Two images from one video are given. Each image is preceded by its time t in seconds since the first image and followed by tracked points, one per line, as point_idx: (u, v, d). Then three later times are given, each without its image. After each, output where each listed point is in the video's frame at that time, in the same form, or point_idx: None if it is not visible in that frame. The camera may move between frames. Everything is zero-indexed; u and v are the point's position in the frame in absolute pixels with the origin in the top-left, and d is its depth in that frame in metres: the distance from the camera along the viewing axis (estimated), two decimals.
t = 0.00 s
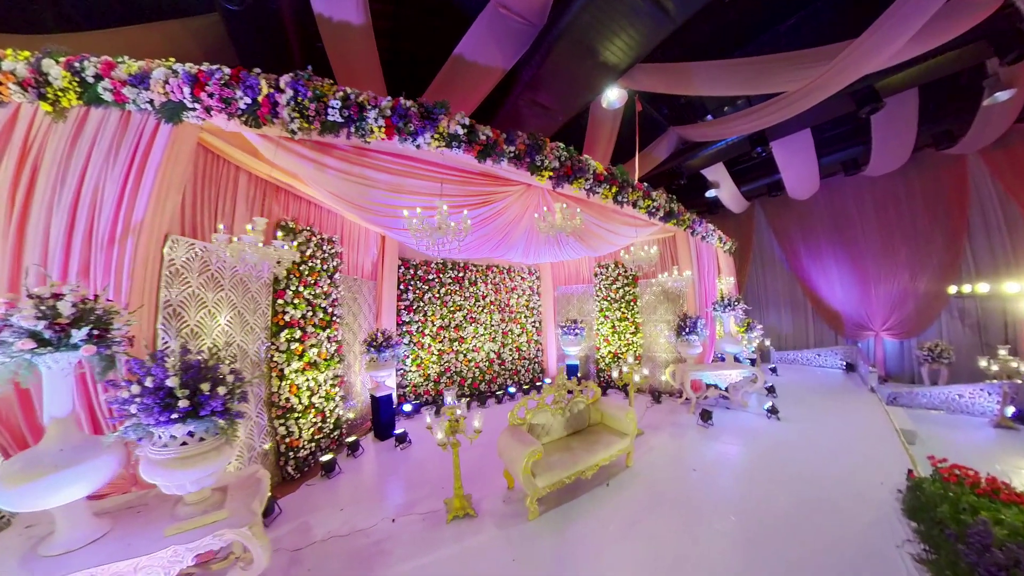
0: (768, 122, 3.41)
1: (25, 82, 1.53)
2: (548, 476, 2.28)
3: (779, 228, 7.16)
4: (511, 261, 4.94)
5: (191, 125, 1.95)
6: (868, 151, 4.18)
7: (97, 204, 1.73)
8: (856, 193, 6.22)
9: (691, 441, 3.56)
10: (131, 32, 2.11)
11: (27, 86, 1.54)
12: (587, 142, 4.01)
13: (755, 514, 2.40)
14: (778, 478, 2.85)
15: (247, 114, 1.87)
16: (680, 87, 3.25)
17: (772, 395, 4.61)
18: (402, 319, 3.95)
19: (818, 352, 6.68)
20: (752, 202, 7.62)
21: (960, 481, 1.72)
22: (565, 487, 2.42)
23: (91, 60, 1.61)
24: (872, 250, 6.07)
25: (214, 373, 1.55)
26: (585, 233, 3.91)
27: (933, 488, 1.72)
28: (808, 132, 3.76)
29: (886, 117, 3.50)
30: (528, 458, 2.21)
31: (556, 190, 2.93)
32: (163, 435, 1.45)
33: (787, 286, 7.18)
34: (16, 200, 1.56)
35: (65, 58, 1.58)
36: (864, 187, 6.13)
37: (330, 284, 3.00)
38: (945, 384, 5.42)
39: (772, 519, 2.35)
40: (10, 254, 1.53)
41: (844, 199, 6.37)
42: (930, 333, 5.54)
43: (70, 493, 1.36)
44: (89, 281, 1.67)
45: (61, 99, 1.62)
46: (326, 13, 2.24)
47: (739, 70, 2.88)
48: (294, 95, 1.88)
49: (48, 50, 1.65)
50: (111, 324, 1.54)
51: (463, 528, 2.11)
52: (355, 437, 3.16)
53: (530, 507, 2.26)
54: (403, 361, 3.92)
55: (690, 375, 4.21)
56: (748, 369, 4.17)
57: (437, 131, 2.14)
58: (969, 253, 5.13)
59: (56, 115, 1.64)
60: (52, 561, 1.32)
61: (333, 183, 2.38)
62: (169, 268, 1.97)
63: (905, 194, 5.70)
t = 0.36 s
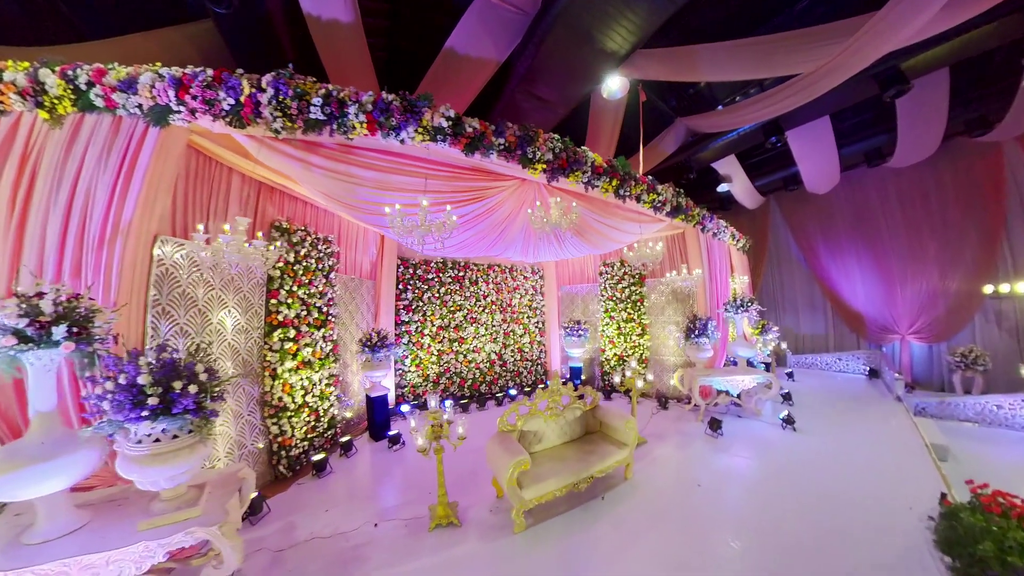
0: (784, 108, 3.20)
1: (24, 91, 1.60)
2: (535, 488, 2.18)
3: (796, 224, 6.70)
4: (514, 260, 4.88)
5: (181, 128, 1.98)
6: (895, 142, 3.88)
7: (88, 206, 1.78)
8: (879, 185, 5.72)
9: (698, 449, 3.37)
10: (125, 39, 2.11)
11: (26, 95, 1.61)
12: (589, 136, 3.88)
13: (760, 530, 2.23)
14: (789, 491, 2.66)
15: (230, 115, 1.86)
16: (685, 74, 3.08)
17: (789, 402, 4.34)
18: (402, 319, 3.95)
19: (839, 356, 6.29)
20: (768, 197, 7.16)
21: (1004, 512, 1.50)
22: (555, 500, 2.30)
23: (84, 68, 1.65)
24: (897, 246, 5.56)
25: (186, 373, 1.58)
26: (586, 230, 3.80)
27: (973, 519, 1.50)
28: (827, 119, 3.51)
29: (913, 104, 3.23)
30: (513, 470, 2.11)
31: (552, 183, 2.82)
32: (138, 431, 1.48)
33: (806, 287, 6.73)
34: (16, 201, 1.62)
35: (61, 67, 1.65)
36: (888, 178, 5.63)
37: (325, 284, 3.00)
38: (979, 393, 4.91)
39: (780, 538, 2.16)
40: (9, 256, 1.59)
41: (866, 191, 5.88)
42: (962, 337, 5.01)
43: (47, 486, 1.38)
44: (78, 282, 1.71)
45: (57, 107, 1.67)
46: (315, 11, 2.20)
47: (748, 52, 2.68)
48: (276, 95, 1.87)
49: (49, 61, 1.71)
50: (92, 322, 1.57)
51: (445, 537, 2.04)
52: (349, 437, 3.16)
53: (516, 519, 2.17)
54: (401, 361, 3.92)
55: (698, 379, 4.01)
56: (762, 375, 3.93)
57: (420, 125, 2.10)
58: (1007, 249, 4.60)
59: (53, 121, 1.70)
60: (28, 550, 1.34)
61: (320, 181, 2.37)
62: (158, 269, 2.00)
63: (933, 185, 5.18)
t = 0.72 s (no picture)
0: (798, 94, 3.00)
1: (35, 103, 1.72)
2: (522, 497, 2.10)
3: (816, 219, 6.12)
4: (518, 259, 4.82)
5: (177, 134, 2.03)
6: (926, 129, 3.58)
7: (91, 209, 1.84)
8: (909, 175, 5.15)
9: (706, 458, 3.19)
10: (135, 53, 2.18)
11: (37, 108, 1.73)
12: (592, 129, 3.77)
13: (767, 550, 2.06)
14: (802, 507, 2.48)
15: (222, 120, 1.91)
16: (689, 61, 2.93)
17: (808, 409, 4.06)
18: (404, 319, 3.99)
19: (865, 361, 5.74)
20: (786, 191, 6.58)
21: None
22: (543, 509, 2.23)
23: (88, 79, 1.75)
24: (930, 242, 5.02)
25: (171, 367, 1.64)
26: (586, 226, 3.71)
27: (1023, 559, 1.36)
28: (848, 104, 3.25)
29: (946, 84, 2.96)
30: (498, 477, 2.04)
31: (547, 176, 2.74)
32: (126, 423, 1.56)
33: (828, 287, 6.15)
34: (31, 204, 1.74)
35: (70, 79, 1.75)
36: (919, 168, 5.08)
37: (325, 283, 3.05)
38: None
39: (789, 558, 2.00)
40: (20, 256, 1.70)
41: (895, 182, 5.31)
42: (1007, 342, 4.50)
43: (42, 470, 1.45)
44: (79, 282, 1.77)
45: (66, 118, 1.77)
46: (308, 15, 2.23)
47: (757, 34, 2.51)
48: (262, 96, 1.90)
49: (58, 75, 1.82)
50: (87, 318, 1.64)
51: (429, 543, 2.01)
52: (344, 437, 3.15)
53: (502, 528, 2.10)
54: (403, 360, 3.94)
55: (709, 387, 3.76)
56: (776, 383, 3.69)
57: (405, 121, 2.09)
58: None
59: (61, 132, 1.80)
60: (25, 532, 1.42)
61: (312, 182, 2.40)
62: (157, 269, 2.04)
63: (973, 174, 4.64)
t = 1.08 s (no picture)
0: (818, 76, 2.78)
1: (59, 120, 1.87)
2: (510, 501, 2.07)
3: (842, 213, 5.62)
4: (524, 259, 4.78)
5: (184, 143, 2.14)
6: (969, 110, 3.25)
7: (107, 215, 1.97)
8: (945, 162, 4.65)
9: (715, 468, 3.02)
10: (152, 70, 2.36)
11: (61, 124, 1.88)
12: (597, 123, 3.68)
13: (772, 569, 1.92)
14: (817, 525, 2.29)
15: (222, 128, 2.00)
16: (695, 47, 2.78)
17: (833, 419, 3.77)
18: (409, 318, 4.06)
19: (896, 368, 5.33)
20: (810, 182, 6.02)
21: None
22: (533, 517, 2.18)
23: (104, 96, 1.89)
24: (972, 236, 4.51)
25: (169, 361, 1.74)
26: (590, 223, 3.64)
27: None
28: (876, 86, 2.99)
29: (991, 60, 2.66)
30: (485, 481, 2.01)
31: (543, 172, 2.68)
32: (129, 413, 1.67)
33: (856, 286, 5.66)
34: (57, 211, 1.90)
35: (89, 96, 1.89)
36: (957, 153, 4.55)
37: (330, 283, 3.15)
38: None
39: None
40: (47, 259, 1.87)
41: (930, 169, 4.79)
42: None
43: (57, 453, 1.57)
44: (95, 285, 1.91)
45: (86, 133, 1.92)
46: (306, 23, 2.31)
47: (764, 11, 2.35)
48: (258, 104, 1.97)
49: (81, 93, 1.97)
50: (100, 315, 1.77)
51: (415, 544, 2.01)
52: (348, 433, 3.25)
53: (489, 534, 2.07)
54: (408, 359, 4.01)
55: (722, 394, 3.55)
56: (796, 389, 3.45)
57: (395, 121, 2.11)
58: None
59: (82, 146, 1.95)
60: (41, 509, 1.54)
61: (309, 185, 2.47)
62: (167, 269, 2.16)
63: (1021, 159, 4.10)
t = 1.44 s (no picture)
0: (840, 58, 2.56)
1: (86, 136, 2.06)
2: (498, 506, 2.05)
3: (875, 205, 5.14)
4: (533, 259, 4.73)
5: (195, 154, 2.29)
6: None
7: (128, 222, 2.14)
8: (994, 144, 4.06)
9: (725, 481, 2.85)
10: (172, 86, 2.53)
11: (88, 139, 2.06)
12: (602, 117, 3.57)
13: None
14: (834, 547, 2.09)
15: (226, 137, 2.11)
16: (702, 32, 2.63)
17: (863, 431, 3.46)
18: (417, 317, 4.14)
19: (937, 375, 4.80)
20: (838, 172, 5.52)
21: None
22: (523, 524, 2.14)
23: (123, 113, 2.05)
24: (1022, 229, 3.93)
25: (174, 354, 1.86)
26: (594, 219, 3.56)
27: None
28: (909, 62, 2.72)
29: None
30: (471, 485, 2.00)
31: (540, 167, 2.62)
32: (138, 403, 1.79)
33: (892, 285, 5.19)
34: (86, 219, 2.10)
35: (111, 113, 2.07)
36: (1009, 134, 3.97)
37: (337, 284, 3.27)
38: None
39: None
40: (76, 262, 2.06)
41: (974, 153, 4.22)
42: None
43: (76, 437, 1.72)
44: (115, 285, 2.08)
45: (110, 147, 2.10)
46: (305, 30, 2.37)
47: None
48: (257, 113, 2.07)
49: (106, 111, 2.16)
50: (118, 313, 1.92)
51: (401, 544, 2.03)
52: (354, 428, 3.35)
53: (476, 538, 2.06)
54: (415, 358, 4.10)
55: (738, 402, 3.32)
56: (820, 398, 3.19)
57: (388, 123, 2.14)
58: None
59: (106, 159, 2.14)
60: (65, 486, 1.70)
61: (310, 189, 2.57)
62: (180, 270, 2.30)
63: None
